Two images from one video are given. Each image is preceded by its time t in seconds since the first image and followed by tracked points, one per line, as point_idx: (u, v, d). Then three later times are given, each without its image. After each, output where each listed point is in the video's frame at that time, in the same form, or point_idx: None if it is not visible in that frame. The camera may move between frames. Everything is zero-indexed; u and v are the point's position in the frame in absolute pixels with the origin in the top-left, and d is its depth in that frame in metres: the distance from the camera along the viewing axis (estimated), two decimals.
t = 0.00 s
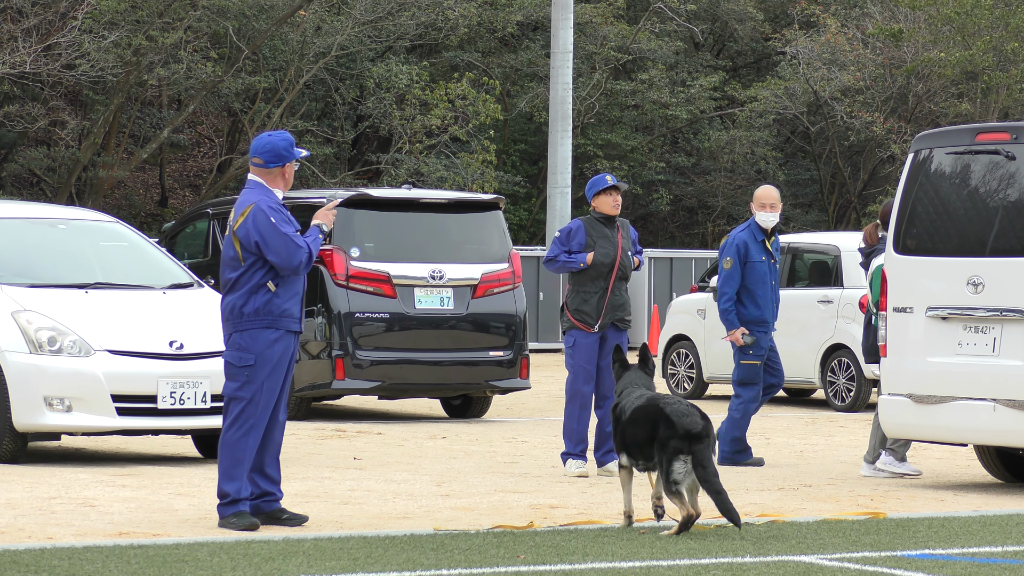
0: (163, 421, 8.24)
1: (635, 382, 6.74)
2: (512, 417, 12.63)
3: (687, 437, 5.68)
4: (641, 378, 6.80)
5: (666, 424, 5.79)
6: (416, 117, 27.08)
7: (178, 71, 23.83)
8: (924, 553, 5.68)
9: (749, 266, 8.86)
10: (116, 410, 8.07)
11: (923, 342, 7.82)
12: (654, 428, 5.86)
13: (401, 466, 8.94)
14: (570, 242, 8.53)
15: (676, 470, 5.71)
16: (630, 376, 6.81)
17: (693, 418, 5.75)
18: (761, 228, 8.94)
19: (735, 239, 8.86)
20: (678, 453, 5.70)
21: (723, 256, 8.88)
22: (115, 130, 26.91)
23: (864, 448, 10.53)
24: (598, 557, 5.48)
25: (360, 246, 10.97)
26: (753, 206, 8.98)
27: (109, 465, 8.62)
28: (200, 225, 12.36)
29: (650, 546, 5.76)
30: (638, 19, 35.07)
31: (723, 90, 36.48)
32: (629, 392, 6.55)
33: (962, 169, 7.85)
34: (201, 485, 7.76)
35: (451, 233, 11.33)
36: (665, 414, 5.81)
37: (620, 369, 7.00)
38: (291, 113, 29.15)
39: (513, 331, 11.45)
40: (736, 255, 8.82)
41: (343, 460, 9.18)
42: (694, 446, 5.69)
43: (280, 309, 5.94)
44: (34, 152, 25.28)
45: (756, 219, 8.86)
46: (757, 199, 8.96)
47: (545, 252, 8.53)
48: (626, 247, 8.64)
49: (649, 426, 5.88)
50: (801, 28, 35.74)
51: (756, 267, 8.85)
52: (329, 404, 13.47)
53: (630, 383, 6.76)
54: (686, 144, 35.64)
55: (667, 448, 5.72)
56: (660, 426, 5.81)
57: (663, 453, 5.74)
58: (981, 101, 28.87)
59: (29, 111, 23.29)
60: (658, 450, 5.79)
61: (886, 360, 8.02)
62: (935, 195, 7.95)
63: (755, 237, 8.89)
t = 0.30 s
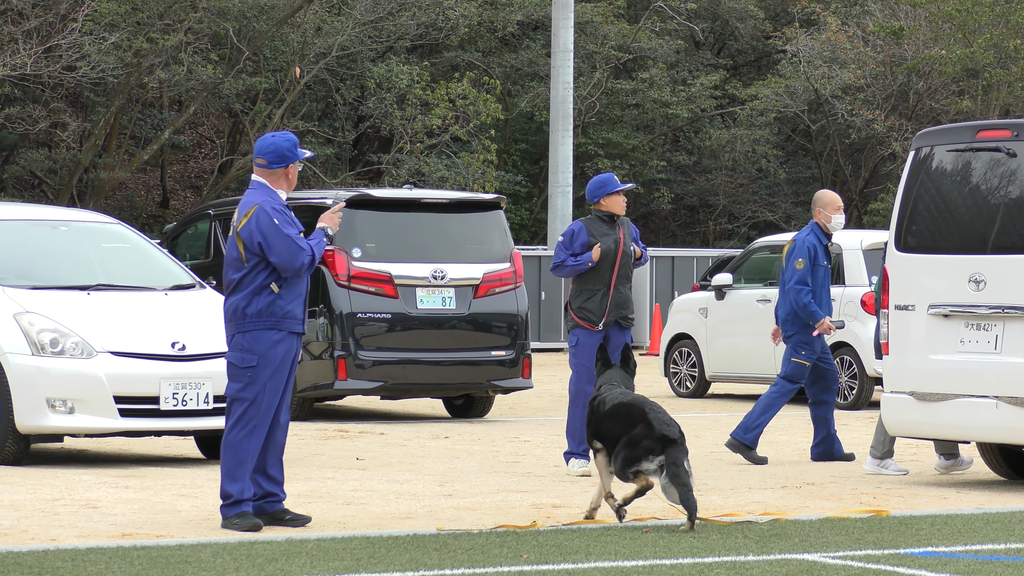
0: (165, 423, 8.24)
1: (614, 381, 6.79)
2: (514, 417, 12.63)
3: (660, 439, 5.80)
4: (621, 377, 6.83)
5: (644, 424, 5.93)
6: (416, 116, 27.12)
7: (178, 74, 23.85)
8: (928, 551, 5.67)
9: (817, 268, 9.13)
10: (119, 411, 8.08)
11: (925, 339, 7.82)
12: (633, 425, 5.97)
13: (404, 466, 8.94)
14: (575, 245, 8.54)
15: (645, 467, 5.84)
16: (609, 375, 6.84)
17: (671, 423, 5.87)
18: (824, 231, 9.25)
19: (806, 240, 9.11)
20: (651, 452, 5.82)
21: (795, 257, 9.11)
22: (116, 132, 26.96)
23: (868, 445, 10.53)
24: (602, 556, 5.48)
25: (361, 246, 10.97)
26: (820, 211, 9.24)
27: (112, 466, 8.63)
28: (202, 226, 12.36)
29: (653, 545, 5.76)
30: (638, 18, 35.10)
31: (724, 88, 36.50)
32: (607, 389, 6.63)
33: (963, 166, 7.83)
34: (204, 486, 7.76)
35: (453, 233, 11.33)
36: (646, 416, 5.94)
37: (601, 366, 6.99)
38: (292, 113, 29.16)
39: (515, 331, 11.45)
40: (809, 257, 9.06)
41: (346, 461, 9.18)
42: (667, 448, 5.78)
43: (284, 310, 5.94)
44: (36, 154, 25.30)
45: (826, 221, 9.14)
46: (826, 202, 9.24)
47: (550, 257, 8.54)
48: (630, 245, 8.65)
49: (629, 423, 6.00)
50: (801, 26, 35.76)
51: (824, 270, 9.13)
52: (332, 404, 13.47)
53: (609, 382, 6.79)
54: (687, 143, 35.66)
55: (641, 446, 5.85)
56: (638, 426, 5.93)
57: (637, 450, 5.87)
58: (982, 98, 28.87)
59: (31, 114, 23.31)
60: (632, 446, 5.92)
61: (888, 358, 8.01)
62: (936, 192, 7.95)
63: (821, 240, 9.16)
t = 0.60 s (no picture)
0: (167, 422, 8.24)
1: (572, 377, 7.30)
2: (517, 416, 12.62)
3: (589, 422, 6.36)
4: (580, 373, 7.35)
5: (578, 406, 6.46)
6: (419, 116, 27.14)
7: (181, 74, 23.87)
8: (931, 549, 5.67)
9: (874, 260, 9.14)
10: (121, 411, 8.08)
11: (927, 338, 7.80)
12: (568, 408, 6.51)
13: (407, 465, 8.94)
14: (587, 245, 8.47)
15: (573, 450, 6.38)
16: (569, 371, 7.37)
17: (601, 408, 6.43)
18: (880, 223, 9.24)
19: (863, 230, 9.06)
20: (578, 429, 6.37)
21: (853, 248, 9.09)
22: (118, 131, 26.95)
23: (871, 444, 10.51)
24: (605, 555, 5.48)
25: (364, 246, 10.96)
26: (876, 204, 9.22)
27: (114, 466, 8.62)
28: (204, 226, 12.36)
29: (656, 544, 5.75)
30: (641, 18, 35.08)
31: (726, 87, 36.47)
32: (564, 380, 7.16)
33: (965, 164, 7.82)
34: (207, 485, 7.76)
35: (455, 233, 11.32)
36: (581, 400, 6.47)
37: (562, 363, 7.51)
38: (294, 113, 29.17)
39: (517, 330, 11.45)
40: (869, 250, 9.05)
41: (348, 460, 9.18)
42: (594, 433, 6.35)
43: (287, 309, 5.94)
44: (38, 154, 25.30)
45: (884, 214, 9.14)
46: (883, 195, 9.20)
47: (561, 257, 8.44)
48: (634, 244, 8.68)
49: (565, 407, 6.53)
50: (804, 25, 35.73)
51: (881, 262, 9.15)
52: (335, 404, 13.46)
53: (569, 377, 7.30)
54: (690, 142, 35.63)
55: (571, 427, 6.38)
56: (573, 407, 6.46)
57: (567, 432, 6.40)
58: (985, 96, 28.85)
59: (34, 114, 23.31)
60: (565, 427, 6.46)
61: (890, 356, 8.00)
62: (938, 191, 7.93)
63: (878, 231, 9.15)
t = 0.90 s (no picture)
0: (169, 421, 8.24)
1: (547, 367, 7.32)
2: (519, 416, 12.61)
3: (526, 425, 6.49)
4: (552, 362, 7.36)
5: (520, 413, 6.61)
6: (421, 116, 27.17)
7: (183, 73, 23.86)
8: (932, 550, 5.66)
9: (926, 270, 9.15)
10: (124, 411, 8.08)
11: (930, 338, 7.80)
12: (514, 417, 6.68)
13: (408, 465, 8.93)
14: (591, 244, 8.46)
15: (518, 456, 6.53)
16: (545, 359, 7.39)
17: (537, 408, 6.54)
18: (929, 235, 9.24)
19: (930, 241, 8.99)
20: (518, 439, 6.52)
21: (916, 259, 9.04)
22: (121, 130, 26.95)
23: (872, 444, 10.51)
24: (607, 555, 5.47)
25: (366, 245, 10.96)
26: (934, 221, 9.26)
27: (116, 465, 8.63)
28: (206, 226, 12.36)
29: (657, 544, 5.75)
30: (642, 17, 35.08)
31: (728, 87, 36.46)
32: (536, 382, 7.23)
33: (967, 165, 7.81)
34: (209, 485, 7.76)
35: (459, 233, 11.32)
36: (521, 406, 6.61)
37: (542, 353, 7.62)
38: (296, 112, 29.19)
39: (520, 330, 11.44)
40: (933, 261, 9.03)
41: (350, 460, 9.18)
42: (533, 433, 6.47)
43: (290, 309, 5.94)
44: (40, 154, 25.31)
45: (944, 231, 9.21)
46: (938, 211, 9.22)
47: (566, 256, 8.41)
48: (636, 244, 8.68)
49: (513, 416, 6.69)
50: (805, 25, 35.73)
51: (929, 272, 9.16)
52: (336, 404, 13.45)
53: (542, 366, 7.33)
54: (692, 142, 35.58)
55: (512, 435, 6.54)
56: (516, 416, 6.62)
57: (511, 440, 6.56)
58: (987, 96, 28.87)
59: (36, 113, 23.33)
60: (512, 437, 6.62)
61: (893, 356, 7.99)
62: (941, 192, 7.92)
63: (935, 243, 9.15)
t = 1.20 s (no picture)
0: (171, 420, 8.24)
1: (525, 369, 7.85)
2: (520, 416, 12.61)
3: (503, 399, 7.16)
4: (533, 368, 7.84)
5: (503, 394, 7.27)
6: (423, 116, 27.16)
7: (184, 71, 23.85)
8: (933, 550, 5.65)
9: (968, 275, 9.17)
10: (125, 410, 8.08)
11: (931, 339, 7.79)
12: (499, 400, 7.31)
13: (410, 465, 8.94)
14: (579, 244, 8.53)
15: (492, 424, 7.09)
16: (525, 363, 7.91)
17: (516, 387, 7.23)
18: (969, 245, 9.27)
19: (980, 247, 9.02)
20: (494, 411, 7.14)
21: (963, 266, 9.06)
22: (123, 129, 26.96)
23: (873, 444, 10.50)
24: (608, 555, 5.47)
25: (367, 245, 10.97)
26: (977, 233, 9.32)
27: (117, 464, 8.62)
28: (208, 225, 12.37)
29: (657, 544, 5.74)
30: (644, 17, 35.10)
31: (730, 87, 36.44)
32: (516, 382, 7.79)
33: (969, 165, 7.80)
34: (210, 484, 7.76)
35: (459, 231, 11.32)
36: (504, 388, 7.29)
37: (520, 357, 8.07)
38: (298, 111, 29.21)
39: (521, 329, 11.40)
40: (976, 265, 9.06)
41: (351, 459, 9.18)
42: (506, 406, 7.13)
43: (287, 308, 5.93)
44: (42, 152, 25.28)
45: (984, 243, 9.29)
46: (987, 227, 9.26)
47: (553, 255, 8.56)
48: (637, 245, 8.58)
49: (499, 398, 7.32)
50: (807, 25, 35.73)
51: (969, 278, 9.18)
52: (338, 403, 13.46)
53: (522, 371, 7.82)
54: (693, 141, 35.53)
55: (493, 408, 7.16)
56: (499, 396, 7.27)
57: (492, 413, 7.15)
58: (989, 97, 28.89)
59: (38, 111, 23.35)
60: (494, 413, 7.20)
61: (894, 356, 7.99)
62: (943, 192, 7.92)
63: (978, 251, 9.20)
